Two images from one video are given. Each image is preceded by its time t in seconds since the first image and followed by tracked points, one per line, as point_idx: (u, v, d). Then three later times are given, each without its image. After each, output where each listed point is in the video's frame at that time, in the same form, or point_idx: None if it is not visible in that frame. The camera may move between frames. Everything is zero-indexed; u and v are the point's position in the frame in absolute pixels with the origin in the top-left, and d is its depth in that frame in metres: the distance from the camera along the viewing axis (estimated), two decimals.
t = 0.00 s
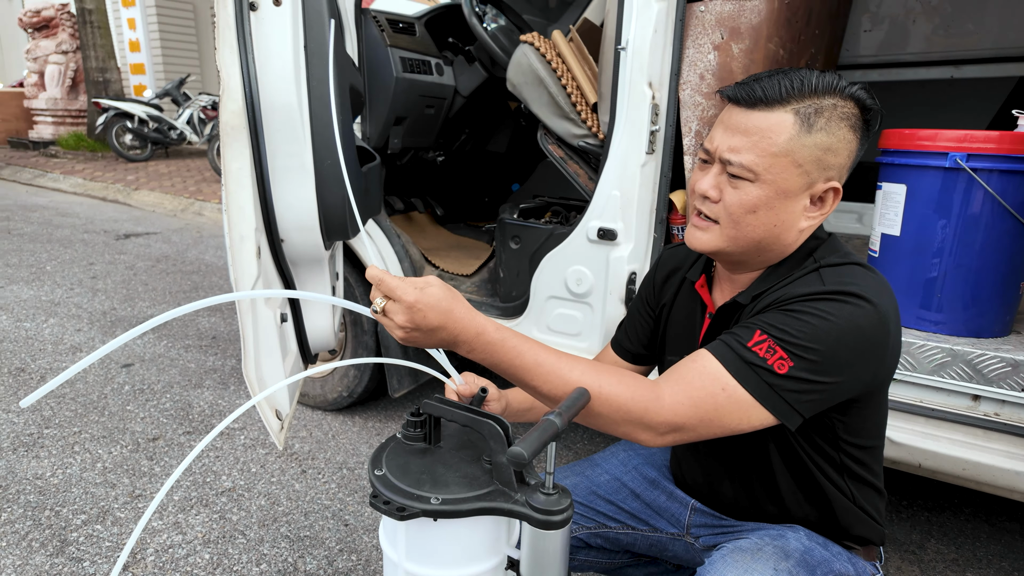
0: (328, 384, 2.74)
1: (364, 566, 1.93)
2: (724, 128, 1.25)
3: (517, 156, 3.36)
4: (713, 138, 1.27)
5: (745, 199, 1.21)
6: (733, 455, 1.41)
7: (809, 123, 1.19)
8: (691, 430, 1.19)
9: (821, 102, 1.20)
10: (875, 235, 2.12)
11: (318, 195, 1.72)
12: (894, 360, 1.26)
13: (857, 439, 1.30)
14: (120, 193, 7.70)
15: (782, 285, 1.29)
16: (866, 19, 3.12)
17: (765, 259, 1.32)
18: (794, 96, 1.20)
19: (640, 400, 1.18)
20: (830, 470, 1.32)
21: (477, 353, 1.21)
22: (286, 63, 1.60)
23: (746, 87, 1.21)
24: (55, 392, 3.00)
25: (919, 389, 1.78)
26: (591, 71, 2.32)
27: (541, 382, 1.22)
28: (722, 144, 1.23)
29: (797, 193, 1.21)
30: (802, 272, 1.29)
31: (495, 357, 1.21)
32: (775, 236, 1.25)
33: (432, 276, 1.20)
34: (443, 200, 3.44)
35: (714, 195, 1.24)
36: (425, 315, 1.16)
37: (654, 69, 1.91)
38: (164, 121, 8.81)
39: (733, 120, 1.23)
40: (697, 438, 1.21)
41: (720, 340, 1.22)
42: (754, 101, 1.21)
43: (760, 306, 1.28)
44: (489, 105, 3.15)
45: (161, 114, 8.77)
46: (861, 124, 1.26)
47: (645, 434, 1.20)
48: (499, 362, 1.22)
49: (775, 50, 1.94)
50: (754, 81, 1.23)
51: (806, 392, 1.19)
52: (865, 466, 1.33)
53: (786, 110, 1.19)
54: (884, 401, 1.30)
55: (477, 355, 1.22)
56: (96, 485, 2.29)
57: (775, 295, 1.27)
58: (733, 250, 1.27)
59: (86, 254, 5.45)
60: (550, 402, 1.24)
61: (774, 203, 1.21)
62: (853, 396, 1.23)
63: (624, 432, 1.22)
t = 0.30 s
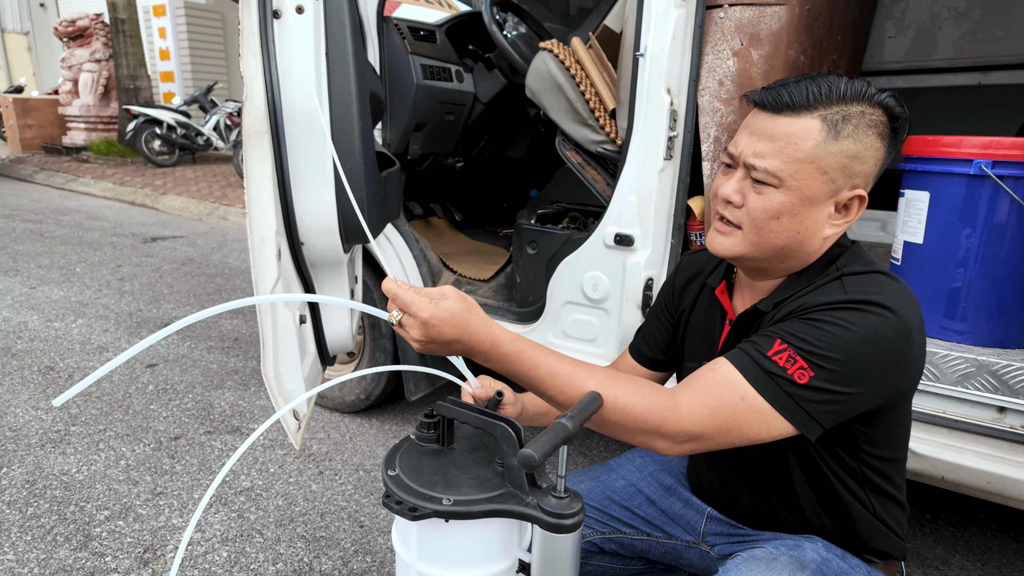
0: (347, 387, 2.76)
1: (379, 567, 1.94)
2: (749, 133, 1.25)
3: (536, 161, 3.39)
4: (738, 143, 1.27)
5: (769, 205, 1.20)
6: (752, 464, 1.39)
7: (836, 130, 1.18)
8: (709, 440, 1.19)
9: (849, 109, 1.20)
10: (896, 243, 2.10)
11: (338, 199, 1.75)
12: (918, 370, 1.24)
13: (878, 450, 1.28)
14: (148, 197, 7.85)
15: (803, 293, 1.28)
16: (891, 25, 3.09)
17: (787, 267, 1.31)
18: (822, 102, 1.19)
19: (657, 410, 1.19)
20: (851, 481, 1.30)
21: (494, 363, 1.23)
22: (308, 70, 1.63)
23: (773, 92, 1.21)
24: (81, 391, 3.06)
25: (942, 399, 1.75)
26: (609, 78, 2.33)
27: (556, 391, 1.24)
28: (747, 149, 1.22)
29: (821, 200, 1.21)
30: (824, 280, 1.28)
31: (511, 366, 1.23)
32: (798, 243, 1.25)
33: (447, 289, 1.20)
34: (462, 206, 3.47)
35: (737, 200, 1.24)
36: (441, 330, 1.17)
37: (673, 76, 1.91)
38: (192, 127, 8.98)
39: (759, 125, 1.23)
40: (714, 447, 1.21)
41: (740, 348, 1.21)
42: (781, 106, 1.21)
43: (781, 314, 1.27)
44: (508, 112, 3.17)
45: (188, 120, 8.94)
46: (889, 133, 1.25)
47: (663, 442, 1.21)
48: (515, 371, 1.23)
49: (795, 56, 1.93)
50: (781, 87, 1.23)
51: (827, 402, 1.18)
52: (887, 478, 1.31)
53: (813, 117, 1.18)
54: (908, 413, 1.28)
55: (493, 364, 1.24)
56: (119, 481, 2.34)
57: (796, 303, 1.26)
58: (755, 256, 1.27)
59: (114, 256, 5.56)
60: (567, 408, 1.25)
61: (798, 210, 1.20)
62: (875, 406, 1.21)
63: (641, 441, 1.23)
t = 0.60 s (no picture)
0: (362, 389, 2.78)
1: (392, 569, 1.94)
2: (772, 137, 1.24)
3: (551, 165, 3.39)
4: (761, 147, 1.26)
5: (792, 210, 1.19)
6: (770, 474, 1.37)
7: (862, 134, 1.16)
8: (726, 449, 1.18)
9: (875, 113, 1.18)
10: (918, 248, 2.06)
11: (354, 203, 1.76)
12: (943, 379, 1.22)
13: (901, 460, 1.26)
14: (169, 200, 7.96)
15: (824, 299, 1.26)
16: (913, 27, 3.06)
17: (808, 272, 1.30)
18: (847, 105, 1.18)
19: (673, 420, 1.17)
20: (872, 491, 1.28)
21: (506, 372, 1.23)
22: (324, 74, 1.64)
23: (797, 96, 1.20)
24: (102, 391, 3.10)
25: (965, 409, 1.72)
26: (626, 81, 2.32)
27: (569, 398, 1.23)
28: (770, 153, 1.21)
29: (846, 205, 1.19)
30: (846, 286, 1.26)
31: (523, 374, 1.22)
32: (822, 248, 1.23)
33: (458, 302, 1.20)
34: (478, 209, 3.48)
35: (760, 204, 1.22)
36: (455, 345, 1.17)
37: (691, 78, 1.90)
38: (213, 131, 9.10)
39: (782, 129, 1.21)
40: (731, 455, 1.19)
41: (759, 355, 1.19)
42: (805, 110, 1.19)
43: (801, 320, 1.25)
44: (525, 116, 3.18)
45: (209, 124, 9.07)
46: (916, 137, 1.23)
47: (679, 451, 1.19)
48: (527, 379, 1.22)
49: (814, 59, 1.91)
50: (805, 90, 1.21)
51: (848, 411, 1.16)
52: (910, 489, 1.28)
53: (838, 121, 1.17)
54: (931, 422, 1.25)
55: (506, 374, 1.23)
56: (137, 481, 2.36)
57: (817, 310, 1.25)
58: (778, 261, 1.25)
59: (135, 258, 5.64)
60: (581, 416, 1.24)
61: (822, 215, 1.19)
62: (898, 415, 1.19)
63: (658, 450, 1.21)
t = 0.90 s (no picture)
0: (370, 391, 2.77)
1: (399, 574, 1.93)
2: (785, 135, 1.22)
3: (561, 167, 3.38)
4: (773, 146, 1.24)
5: (806, 209, 1.17)
6: (783, 479, 1.35)
7: (877, 131, 1.14)
8: (735, 449, 1.16)
9: (891, 110, 1.16)
10: (934, 250, 2.03)
11: (362, 205, 1.75)
12: (961, 385, 1.19)
13: (917, 467, 1.23)
14: (179, 202, 8.00)
15: (838, 300, 1.24)
16: (927, 26, 3.03)
17: (821, 274, 1.27)
18: (862, 102, 1.16)
19: (680, 416, 1.16)
20: (887, 498, 1.25)
21: (512, 366, 1.23)
22: (332, 75, 1.63)
23: (811, 93, 1.18)
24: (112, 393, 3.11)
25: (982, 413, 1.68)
26: (636, 82, 2.30)
27: (576, 396, 1.21)
28: (783, 152, 1.19)
29: (861, 205, 1.17)
30: (860, 288, 1.23)
31: (528, 368, 1.22)
32: (836, 248, 1.21)
33: (463, 295, 1.22)
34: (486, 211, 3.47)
35: (772, 204, 1.20)
36: (461, 332, 1.18)
37: (701, 78, 1.88)
38: (223, 134, 9.14)
39: (796, 127, 1.19)
40: (741, 456, 1.18)
41: (770, 356, 1.18)
42: (819, 108, 1.17)
43: (815, 321, 1.23)
44: (534, 117, 3.17)
45: (220, 127, 9.11)
46: (933, 135, 1.21)
47: (687, 450, 1.18)
48: (532, 373, 1.22)
49: (827, 58, 1.88)
50: (819, 88, 1.20)
51: (860, 415, 1.13)
52: (926, 496, 1.26)
53: (853, 118, 1.15)
54: (948, 428, 1.23)
55: (512, 368, 1.23)
56: (146, 483, 2.36)
57: (830, 311, 1.23)
58: (791, 262, 1.23)
59: (146, 260, 5.66)
60: (587, 414, 1.23)
61: (836, 214, 1.16)
62: (914, 421, 1.17)
63: (665, 449, 1.20)
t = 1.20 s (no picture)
0: (372, 393, 2.76)
1: None
2: (777, 139, 1.20)
3: (563, 167, 3.36)
4: (766, 150, 1.22)
5: (801, 213, 1.15)
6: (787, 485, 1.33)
7: (868, 132, 1.12)
8: (746, 469, 1.14)
9: (882, 109, 1.14)
10: (942, 250, 2.02)
11: (362, 206, 1.73)
12: (967, 385, 1.17)
13: (924, 470, 1.21)
14: (183, 204, 8.00)
15: (840, 307, 1.22)
16: (932, 25, 3.00)
17: (823, 276, 1.25)
18: (852, 102, 1.14)
19: (690, 433, 1.15)
20: (893, 502, 1.23)
21: (528, 377, 1.24)
22: (330, 76, 1.61)
23: (798, 96, 1.16)
24: (114, 395, 3.10)
25: (991, 415, 1.65)
26: (639, 81, 2.28)
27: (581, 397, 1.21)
28: (774, 156, 1.18)
29: (856, 206, 1.15)
30: (862, 292, 1.21)
31: (543, 377, 1.23)
32: (835, 251, 1.19)
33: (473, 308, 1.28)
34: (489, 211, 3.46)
35: (767, 209, 1.18)
36: (476, 328, 1.22)
37: (705, 76, 1.86)
38: (227, 136, 9.15)
39: (786, 131, 1.17)
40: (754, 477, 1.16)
41: (773, 371, 1.16)
42: (808, 111, 1.16)
43: (817, 332, 1.21)
44: (536, 118, 3.16)
45: (224, 129, 9.12)
46: (928, 131, 1.18)
47: (700, 473, 1.16)
48: (546, 384, 1.24)
49: (832, 56, 1.86)
50: (807, 90, 1.18)
51: (869, 427, 1.11)
52: (932, 500, 1.24)
53: (843, 119, 1.13)
54: (955, 430, 1.20)
55: (527, 377, 1.24)
56: (147, 486, 2.35)
57: (833, 319, 1.20)
58: (789, 266, 1.21)
59: (149, 262, 5.66)
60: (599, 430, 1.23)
61: (831, 217, 1.15)
62: (921, 427, 1.14)
63: (678, 472, 1.19)
